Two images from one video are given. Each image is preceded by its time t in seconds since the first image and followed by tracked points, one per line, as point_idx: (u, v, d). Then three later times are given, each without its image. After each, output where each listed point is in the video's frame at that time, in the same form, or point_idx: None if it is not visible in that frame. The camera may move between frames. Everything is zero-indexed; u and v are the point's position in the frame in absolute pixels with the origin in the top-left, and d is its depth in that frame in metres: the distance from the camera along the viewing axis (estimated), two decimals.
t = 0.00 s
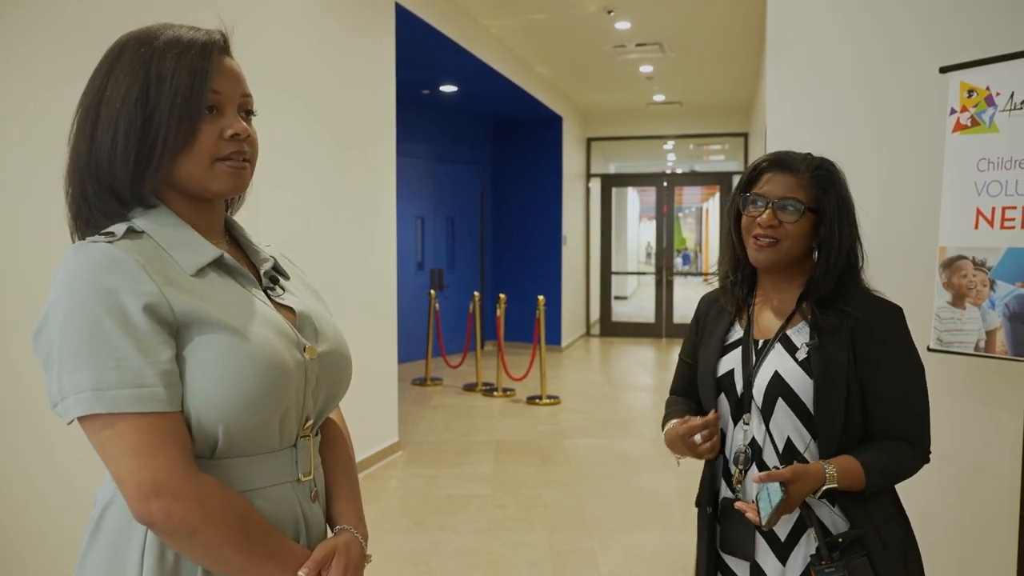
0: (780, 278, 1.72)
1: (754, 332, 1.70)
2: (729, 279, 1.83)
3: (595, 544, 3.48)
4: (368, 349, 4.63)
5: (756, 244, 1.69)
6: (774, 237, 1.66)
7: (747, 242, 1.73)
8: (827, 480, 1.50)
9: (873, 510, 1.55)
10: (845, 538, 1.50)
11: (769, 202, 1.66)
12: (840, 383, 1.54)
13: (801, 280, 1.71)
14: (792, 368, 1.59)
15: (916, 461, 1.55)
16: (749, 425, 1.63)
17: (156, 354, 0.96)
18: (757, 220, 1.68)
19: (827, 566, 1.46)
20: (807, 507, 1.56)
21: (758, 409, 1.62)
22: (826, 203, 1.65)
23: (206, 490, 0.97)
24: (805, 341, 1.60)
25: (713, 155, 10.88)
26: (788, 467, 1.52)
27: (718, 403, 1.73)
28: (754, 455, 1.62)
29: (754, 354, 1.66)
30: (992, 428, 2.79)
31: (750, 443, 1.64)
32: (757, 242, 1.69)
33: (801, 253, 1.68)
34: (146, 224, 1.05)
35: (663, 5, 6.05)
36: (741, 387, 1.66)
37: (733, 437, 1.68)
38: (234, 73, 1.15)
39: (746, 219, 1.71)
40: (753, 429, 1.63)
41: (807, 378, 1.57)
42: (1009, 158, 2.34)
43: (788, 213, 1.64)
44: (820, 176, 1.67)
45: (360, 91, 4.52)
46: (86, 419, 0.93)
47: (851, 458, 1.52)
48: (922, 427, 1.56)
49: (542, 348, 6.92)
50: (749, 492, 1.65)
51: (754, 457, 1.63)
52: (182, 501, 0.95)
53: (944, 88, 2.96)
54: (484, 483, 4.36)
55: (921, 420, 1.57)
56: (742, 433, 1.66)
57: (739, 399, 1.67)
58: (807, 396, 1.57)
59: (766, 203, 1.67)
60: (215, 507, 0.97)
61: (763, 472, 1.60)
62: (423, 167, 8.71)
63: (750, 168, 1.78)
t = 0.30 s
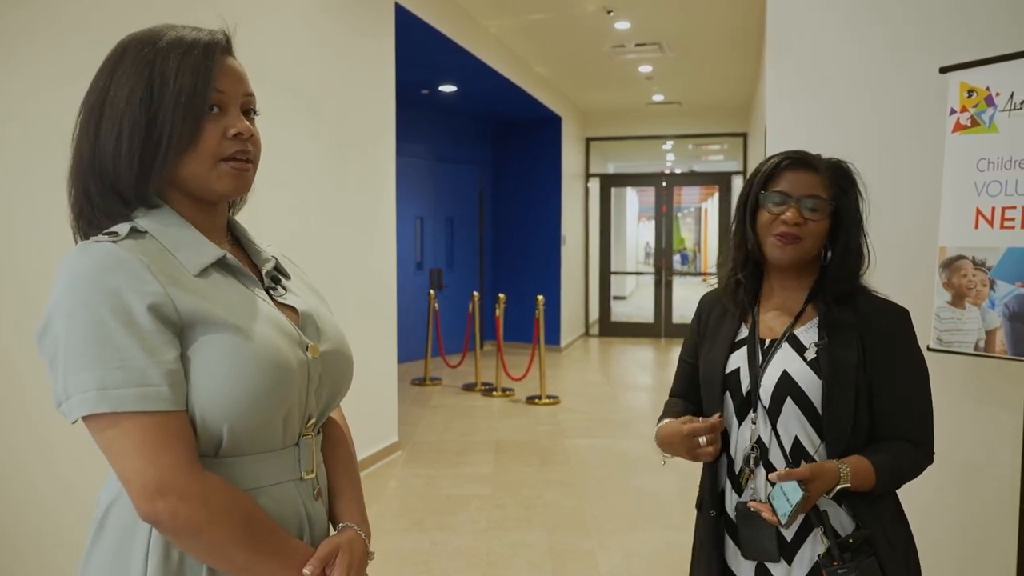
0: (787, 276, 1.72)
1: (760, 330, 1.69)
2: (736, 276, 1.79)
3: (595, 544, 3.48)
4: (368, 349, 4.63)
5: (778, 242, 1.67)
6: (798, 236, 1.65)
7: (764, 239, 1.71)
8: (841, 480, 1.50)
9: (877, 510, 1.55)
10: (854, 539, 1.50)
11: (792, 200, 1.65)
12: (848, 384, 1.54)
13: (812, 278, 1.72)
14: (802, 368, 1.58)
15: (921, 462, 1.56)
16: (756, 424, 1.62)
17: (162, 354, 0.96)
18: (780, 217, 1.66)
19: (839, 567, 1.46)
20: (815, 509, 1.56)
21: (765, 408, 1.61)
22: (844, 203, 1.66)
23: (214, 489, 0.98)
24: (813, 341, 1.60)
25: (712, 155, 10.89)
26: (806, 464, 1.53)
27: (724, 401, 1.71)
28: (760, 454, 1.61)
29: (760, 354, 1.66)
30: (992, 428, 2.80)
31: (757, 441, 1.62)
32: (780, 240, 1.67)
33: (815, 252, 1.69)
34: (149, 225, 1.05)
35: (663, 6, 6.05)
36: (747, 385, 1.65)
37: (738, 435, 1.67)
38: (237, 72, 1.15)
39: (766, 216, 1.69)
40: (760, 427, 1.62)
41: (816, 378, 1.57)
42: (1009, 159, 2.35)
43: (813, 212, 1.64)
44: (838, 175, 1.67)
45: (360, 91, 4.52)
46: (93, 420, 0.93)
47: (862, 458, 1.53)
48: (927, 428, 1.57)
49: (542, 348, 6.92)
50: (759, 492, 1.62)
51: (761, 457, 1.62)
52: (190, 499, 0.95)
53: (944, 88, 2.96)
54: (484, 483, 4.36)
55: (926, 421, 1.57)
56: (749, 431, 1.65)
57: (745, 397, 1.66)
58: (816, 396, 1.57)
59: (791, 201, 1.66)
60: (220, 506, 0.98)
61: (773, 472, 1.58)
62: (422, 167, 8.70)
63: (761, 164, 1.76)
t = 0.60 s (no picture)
0: (801, 282, 1.71)
1: (765, 329, 1.69)
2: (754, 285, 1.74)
3: (595, 543, 3.48)
4: (368, 348, 4.63)
5: (802, 253, 1.66)
6: (822, 245, 1.64)
7: (784, 248, 1.70)
8: (851, 476, 1.50)
9: (878, 510, 1.56)
10: (857, 536, 1.50)
11: (816, 209, 1.65)
12: (854, 382, 1.55)
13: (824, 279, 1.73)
14: (808, 366, 1.58)
15: (925, 463, 1.56)
16: (760, 421, 1.63)
17: (174, 353, 0.96)
18: (805, 227, 1.65)
19: (841, 563, 1.45)
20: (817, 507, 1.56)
21: (769, 405, 1.61)
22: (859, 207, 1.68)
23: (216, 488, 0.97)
24: (819, 339, 1.60)
25: (711, 155, 10.90)
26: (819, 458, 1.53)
27: (727, 399, 1.71)
28: (763, 450, 1.62)
29: (764, 352, 1.66)
30: (992, 428, 2.80)
31: (760, 437, 1.63)
32: (803, 249, 1.66)
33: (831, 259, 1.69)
34: (158, 224, 1.05)
35: (662, 6, 6.06)
36: (752, 382, 1.66)
37: (743, 431, 1.67)
38: (243, 71, 1.15)
39: (788, 227, 1.68)
40: (763, 423, 1.62)
41: (822, 376, 1.57)
42: (1009, 159, 2.35)
43: (835, 220, 1.64)
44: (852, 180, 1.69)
45: (360, 91, 4.52)
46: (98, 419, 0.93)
47: (872, 456, 1.53)
48: (931, 428, 1.57)
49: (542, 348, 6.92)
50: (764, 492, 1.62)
51: (763, 454, 1.63)
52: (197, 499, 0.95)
53: (944, 88, 2.97)
54: (484, 483, 4.36)
55: (929, 422, 1.58)
56: (753, 427, 1.65)
57: (750, 394, 1.66)
58: (822, 394, 1.57)
59: (813, 210, 1.65)
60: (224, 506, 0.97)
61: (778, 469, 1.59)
62: (422, 167, 8.70)
63: (768, 168, 1.75)
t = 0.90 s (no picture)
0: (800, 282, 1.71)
1: (767, 329, 1.69)
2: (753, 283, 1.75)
3: (595, 543, 3.48)
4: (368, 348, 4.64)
5: (793, 252, 1.66)
6: (812, 244, 1.64)
7: (777, 247, 1.70)
8: (851, 476, 1.51)
9: (878, 509, 1.56)
10: (857, 535, 1.50)
11: (804, 208, 1.65)
12: (855, 382, 1.55)
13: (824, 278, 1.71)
14: (810, 366, 1.59)
15: (926, 462, 1.57)
16: (760, 421, 1.63)
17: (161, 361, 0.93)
18: (793, 226, 1.66)
19: (841, 562, 1.46)
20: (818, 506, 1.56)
21: (770, 405, 1.62)
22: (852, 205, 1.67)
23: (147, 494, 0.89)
24: (820, 340, 1.61)
25: (710, 155, 10.91)
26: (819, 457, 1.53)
27: (728, 399, 1.71)
28: (764, 450, 1.62)
29: (766, 352, 1.66)
30: (992, 428, 2.81)
31: (761, 437, 1.63)
32: (794, 248, 1.66)
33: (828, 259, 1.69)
34: (168, 224, 1.05)
35: (662, 5, 6.06)
36: (753, 382, 1.66)
37: (744, 431, 1.67)
38: (254, 72, 1.15)
39: (777, 225, 1.69)
40: (764, 423, 1.63)
41: (823, 376, 1.57)
42: (1008, 159, 2.35)
43: (824, 219, 1.64)
44: (846, 178, 1.68)
45: (360, 91, 4.52)
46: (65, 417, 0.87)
47: (872, 456, 1.54)
48: (932, 428, 1.58)
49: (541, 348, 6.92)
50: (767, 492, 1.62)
51: (764, 453, 1.63)
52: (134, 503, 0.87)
53: (944, 88, 2.97)
54: (484, 483, 4.37)
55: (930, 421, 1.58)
56: (754, 427, 1.65)
57: (751, 394, 1.66)
58: (823, 394, 1.57)
59: (802, 209, 1.65)
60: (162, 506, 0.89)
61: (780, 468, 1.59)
62: (421, 167, 8.70)
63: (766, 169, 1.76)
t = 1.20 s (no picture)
0: (791, 282, 1.71)
1: (763, 329, 1.69)
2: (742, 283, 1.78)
3: (594, 543, 3.48)
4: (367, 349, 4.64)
5: (771, 250, 1.67)
6: (789, 243, 1.64)
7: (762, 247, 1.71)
8: (844, 480, 1.51)
9: (875, 514, 1.56)
10: (851, 538, 1.52)
11: (785, 208, 1.66)
12: (850, 386, 1.55)
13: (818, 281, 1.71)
14: (804, 370, 1.59)
15: (921, 466, 1.57)
16: (755, 424, 1.63)
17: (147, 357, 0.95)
18: (773, 225, 1.67)
19: (834, 567, 1.47)
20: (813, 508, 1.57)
21: (765, 408, 1.61)
22: (841, 206, 1.65)
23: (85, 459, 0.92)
24: (816, 344, 1.60)
25: (709, 155, 10.91)
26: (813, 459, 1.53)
27: (724, 401, 1.71)
28: (759, 453, 1.62)
29: (761, 355, 1.65)
30: (990, 428, 2.81)
31: (756, 440, 1.63)
32: (772, 248, 1.67)
33: (816, 260, 1.68)
34: (166, 225, 1.07)
35: (661, 6, 6.06)
36: (748, 385, 1.65)
37: (739, 433, 1.68)
38: (265, 73, 1.16)
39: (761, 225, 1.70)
40: (759, 426, 1.62)
41: (817, 380, 1.57)
42: (1007, 160, 2.36)
43: (805, 220, 1.64)
44: (837, 180, 1.66)
45: (359, 90, 4.51)
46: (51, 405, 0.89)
47: (867, 460, 1.54)
48: (929, 431, 1.58)
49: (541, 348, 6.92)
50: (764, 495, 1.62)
51: (759, 456, 1.62)
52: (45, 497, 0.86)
53: (943, 88, 2.97)
54: (483, 483, 4.37)
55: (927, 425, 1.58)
56: (749, 430, 1.65)
57: (746, 396, 1.66)
58: (817, 398, 1.57)
59: (782, 208, 1.66)
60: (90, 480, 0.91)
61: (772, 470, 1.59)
62: (420, 167, 8.69)
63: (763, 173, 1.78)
